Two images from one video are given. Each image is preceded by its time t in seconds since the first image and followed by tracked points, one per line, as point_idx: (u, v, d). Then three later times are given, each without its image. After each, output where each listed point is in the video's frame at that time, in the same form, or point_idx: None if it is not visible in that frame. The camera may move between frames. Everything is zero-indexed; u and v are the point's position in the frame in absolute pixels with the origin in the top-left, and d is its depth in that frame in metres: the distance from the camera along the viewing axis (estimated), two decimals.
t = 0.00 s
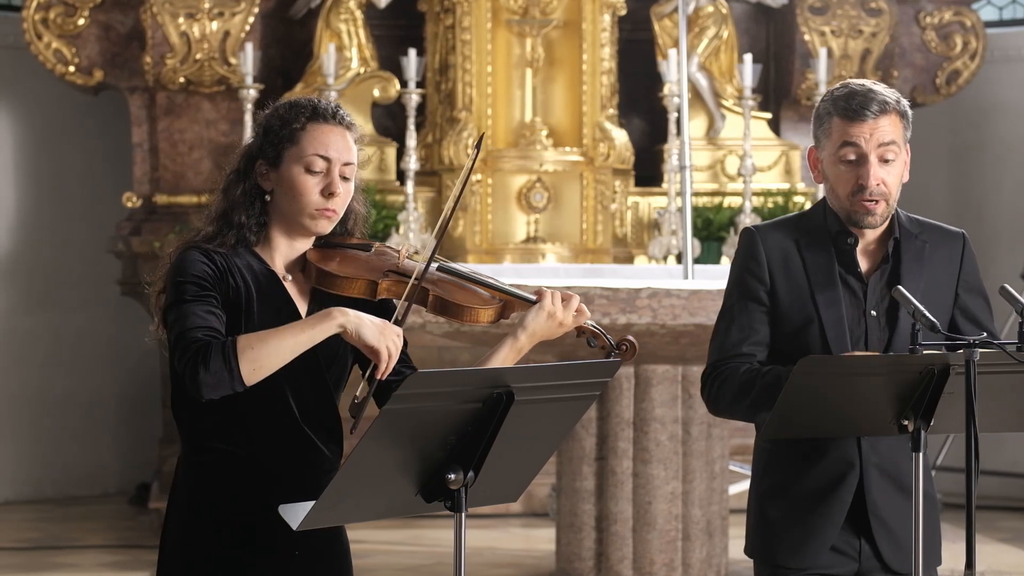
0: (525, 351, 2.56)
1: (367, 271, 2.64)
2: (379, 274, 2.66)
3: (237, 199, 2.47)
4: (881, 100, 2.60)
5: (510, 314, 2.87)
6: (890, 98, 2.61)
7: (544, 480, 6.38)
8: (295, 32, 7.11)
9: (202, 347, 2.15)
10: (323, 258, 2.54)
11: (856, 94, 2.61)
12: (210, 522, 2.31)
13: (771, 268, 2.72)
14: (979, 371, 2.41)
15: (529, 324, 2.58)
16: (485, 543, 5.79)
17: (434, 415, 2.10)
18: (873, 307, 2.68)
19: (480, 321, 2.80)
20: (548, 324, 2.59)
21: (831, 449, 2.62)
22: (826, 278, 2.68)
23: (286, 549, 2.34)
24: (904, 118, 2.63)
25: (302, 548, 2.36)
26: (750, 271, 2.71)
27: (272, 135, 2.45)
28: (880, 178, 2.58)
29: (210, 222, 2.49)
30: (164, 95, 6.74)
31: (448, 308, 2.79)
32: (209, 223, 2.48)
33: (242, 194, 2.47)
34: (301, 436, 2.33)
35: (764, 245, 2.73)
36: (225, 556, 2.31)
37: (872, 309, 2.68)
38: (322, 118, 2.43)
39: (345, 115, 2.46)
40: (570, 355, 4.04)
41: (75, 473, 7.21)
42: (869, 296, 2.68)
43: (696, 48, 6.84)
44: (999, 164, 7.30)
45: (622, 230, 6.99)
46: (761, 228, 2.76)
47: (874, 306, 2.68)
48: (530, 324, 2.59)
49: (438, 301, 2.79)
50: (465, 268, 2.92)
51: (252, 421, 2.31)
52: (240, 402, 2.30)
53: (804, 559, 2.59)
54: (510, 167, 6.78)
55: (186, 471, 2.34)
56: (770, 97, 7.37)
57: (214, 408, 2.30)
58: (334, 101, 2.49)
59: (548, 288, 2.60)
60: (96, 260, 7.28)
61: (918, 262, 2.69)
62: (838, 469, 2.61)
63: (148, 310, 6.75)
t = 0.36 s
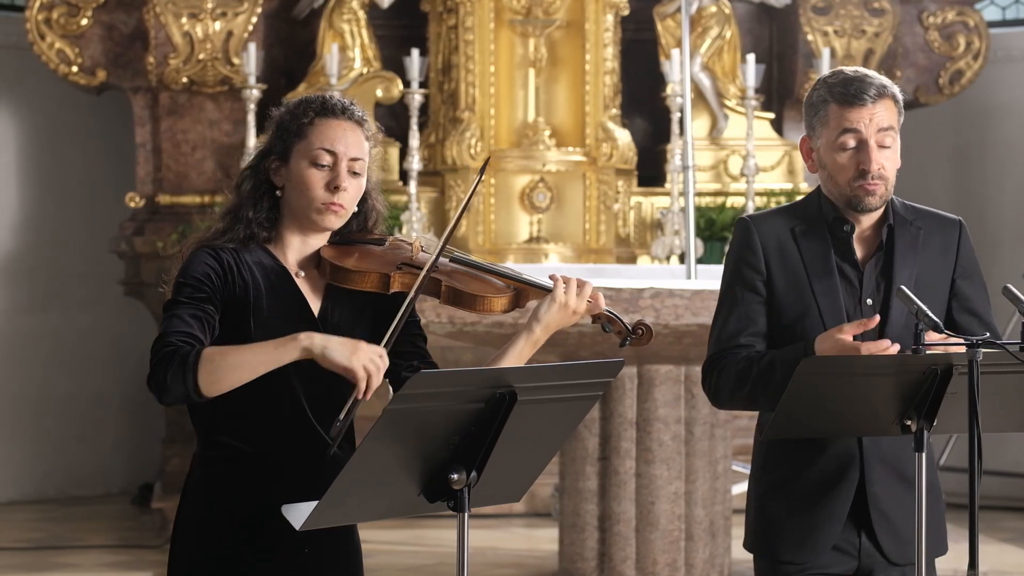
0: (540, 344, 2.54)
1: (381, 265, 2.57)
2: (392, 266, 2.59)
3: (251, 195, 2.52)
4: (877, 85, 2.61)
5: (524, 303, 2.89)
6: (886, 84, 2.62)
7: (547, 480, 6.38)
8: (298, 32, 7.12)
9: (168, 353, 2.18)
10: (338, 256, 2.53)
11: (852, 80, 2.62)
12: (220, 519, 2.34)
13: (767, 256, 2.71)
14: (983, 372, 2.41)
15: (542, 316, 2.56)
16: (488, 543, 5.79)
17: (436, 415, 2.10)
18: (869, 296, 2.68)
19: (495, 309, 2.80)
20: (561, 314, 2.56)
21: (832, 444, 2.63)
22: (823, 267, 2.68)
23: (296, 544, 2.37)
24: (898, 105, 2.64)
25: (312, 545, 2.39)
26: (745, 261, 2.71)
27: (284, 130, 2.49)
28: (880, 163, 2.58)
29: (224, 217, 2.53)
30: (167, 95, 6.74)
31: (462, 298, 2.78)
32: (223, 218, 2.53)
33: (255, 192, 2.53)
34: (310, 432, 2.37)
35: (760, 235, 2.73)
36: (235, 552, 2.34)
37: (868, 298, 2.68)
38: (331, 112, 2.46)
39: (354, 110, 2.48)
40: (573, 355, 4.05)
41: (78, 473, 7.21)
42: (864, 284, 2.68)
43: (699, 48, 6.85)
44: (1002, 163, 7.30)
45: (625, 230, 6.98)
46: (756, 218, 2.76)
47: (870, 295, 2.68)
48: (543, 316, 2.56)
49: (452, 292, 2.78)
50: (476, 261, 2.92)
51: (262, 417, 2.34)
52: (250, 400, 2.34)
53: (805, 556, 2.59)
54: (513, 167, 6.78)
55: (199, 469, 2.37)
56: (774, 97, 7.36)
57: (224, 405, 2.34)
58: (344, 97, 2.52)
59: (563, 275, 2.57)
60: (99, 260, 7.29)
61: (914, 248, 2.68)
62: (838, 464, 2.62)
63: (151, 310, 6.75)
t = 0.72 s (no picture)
0: (548, 357, 2.58)
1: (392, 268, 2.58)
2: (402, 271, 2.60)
3: (264, 195, 2.52)
4: (873, 73, 2.62)
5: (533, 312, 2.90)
6: (882, 72, 2.63)
7: (550, 480, 6.37)
8: (302, 33, 7.11)
9: (183, 368, 2.20)
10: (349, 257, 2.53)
11: (846, 69, 2.63)
12: (230, 516, 2.34)
13: (768, 248, 2.72)
14: (986, 372, 2.41)
15: (552, 330, 2.58)
16: (491, 543, 5.79)
17: (440, 415, 2.11)
18: (871, 287, 2.69)
19: (504, 317, 2.79)
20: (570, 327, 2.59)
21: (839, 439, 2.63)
22: (824, 261, 2.69)
23: (304, 545, 2.38)
24: (894, 93, 2.65)
25: (321, 547, 2.40)
26: (748, 254, 2.71)
27: (304, 131, 2.50)
28: (879, 150, 2.58)
29: (236, 217, 2.53)
30: (170, 95, 6.75)
31: (471, 304, 2.77)
32: (235, 218, 2.53)
33: (268, 190, 2.53)
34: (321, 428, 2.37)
35: (761, 227, 2.73)
36: (242, 549, 2.34)
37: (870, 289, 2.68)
38: (354, 116, 2.47)
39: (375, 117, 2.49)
40: (577, 355, 4.05)
41: (81, 473, 7.21)
42: (865, 275, 2.69)
43: (702, 48, 6.85)
44: (1006, 163, 7.29)
45: (628, 230, 6.98)
46: (756, 212, 2.76)
47: (872, 286, 2.69)
48: (554, 330, 2.58)
49: (461, 297, 2.78)
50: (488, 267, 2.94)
51: (271, 414, 2.35)
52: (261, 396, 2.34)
53: (810, 553, 2.59)
54: (516, 167, 6.78)
55: (209, 466, 2.38)
56: (777, 96, 7.36)
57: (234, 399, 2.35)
58: (365, 102, 2.53)
59: (575, 289, 2.60)
60: (103, 260, 7.30)
61: (915, 240, 2.67)
62: (843, 460, 2.62)
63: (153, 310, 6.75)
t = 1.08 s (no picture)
0: (569, 336, 2.56)
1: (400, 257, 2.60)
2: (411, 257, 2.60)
3: (268, 191, 2.51)
4: (869, 71, 2.61)
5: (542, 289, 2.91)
6: (878, 70, 2.62)
7: (553, 480, 6.37)
8: (305, 33, 7.11)
9: (186, 345, 2.21)
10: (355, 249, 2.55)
11: (842, 68, 2.63)
12: (235, 515, 2.34)
13: (768, 247, 2.71)
14: (990, 372, 2.41)
15: (571, 308, 2.57)
16: (494, 543, 5.79)
17: (443, 415, 2.11)
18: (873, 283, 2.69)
19: (514, 295, 2.81)
20: (588, 305, 2.57)
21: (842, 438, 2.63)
22: (824, 258, 2.68)
23: (312, 542, 2.38)
24: (892, 91, 2.64)
25: (328, 543, 2.40)
26: (748, 254, 2.70)
27: (304, 127, 2.48)
28: (875, 150, 2.58)
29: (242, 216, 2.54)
30: (174, 95, 6.75)
31: (483, 284, 2.79)
32: (241, 216, 2.53)
33: (272, 187, 2.51)
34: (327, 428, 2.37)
35: (761, 227, 2.73)
36: (247, 549, 2.34)
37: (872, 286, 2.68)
38: (355, 111, 2.46)
39: (374, 112, 2.48)
40: (579, 355, 4.05)
41: (84, 473, 7.22)
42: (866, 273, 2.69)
43: (705, 48, 6.85)
44: (1010, 163, 7.29)
45: (631, 231, 7.00)
46: (756, 212, 2.76)
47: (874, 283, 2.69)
48: (573, 308, 2.57)
49: (473, 279, 2.79)
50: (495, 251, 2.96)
51: (278, 413, 2.35)
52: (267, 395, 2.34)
53: (815, 553, 2.58)
54: (519, 167, 6.78)
55: (215, 465, 2.38)
56: (780, 97, 7.36)
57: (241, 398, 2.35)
58: (364, 97, 2.52)
59: (589, 265, 2.59)
60: (105, 260, 7.31)
61: (915, 236, 2.67)
62: (847, 460, 2.62)
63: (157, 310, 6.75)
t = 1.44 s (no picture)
0: (566, 341, 2.58)
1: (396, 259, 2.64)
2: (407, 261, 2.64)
3: (260, 191, 2.53)
4: (878, 75, 2.61)
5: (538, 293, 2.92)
6: (888, 73, 2.62)
7: (553, 480, 6.37)
8: (306, 33, 7.11)
9: (230, 353, 2.21)
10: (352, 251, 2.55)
11: (851, 70, 2.62)
12: (237, 517, 2.34)
13: (770, 250, 2.71)
14: (991, 373, 2.40)
15: (569, 314, 2.58)
16: (495, 543, 5.79)
17: (443, 415, 2.11)
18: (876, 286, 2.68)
19: (512, 302, 2.81)
20: (587, 310, 2.58)
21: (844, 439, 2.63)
22: (826, 260, 2.68)
23: (315, 542, 2.38)
24: (899, 93, 2.64)
25: (331, 544, 2.40)
26: (750, 257, 2.70)
27: (291, 128, 2.49)
28: (881, 153, 2.58)
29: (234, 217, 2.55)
30: (175, 95, 6.76)
31: (480, 291, 2.79)
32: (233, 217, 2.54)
33: (260, 190, 2.54)
34: (328, 429, 2.37)
35: (763, 230, 2.73)
36: (249, 551, 2.34)
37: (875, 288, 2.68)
38: (336, 112, 2.45)
39: (358, 110, 2.47)
40: (580, 355, 4.05)
41: (86, 473, 7.22)
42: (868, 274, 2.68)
43: (706, 48, 6.85)
44: (1011, 163, 7.28)
45: (632, 230, 7.00)
46: (758, 215, 2.76)
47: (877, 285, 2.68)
48: (571, 314, 2.58)
49: (470, 286, 2.79)
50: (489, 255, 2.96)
51: (280, 415, 2.35)
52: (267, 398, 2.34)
53: (818, 553, 2.58)
54: (520, 167, 6.78)
55: (216, 468, 2.38)
56: (781, 96, 7.36)
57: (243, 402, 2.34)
58: (352, 95, 2.51)
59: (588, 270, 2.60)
60: (107, 260, 7.32)
61: (918, 239, 2.67)
62: (849, 461, 2.62)
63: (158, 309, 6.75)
